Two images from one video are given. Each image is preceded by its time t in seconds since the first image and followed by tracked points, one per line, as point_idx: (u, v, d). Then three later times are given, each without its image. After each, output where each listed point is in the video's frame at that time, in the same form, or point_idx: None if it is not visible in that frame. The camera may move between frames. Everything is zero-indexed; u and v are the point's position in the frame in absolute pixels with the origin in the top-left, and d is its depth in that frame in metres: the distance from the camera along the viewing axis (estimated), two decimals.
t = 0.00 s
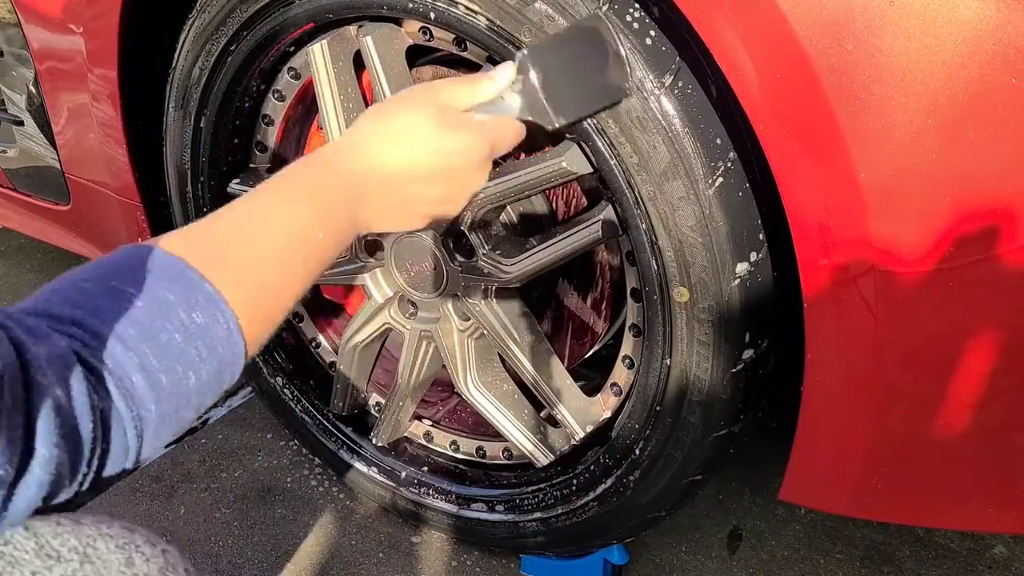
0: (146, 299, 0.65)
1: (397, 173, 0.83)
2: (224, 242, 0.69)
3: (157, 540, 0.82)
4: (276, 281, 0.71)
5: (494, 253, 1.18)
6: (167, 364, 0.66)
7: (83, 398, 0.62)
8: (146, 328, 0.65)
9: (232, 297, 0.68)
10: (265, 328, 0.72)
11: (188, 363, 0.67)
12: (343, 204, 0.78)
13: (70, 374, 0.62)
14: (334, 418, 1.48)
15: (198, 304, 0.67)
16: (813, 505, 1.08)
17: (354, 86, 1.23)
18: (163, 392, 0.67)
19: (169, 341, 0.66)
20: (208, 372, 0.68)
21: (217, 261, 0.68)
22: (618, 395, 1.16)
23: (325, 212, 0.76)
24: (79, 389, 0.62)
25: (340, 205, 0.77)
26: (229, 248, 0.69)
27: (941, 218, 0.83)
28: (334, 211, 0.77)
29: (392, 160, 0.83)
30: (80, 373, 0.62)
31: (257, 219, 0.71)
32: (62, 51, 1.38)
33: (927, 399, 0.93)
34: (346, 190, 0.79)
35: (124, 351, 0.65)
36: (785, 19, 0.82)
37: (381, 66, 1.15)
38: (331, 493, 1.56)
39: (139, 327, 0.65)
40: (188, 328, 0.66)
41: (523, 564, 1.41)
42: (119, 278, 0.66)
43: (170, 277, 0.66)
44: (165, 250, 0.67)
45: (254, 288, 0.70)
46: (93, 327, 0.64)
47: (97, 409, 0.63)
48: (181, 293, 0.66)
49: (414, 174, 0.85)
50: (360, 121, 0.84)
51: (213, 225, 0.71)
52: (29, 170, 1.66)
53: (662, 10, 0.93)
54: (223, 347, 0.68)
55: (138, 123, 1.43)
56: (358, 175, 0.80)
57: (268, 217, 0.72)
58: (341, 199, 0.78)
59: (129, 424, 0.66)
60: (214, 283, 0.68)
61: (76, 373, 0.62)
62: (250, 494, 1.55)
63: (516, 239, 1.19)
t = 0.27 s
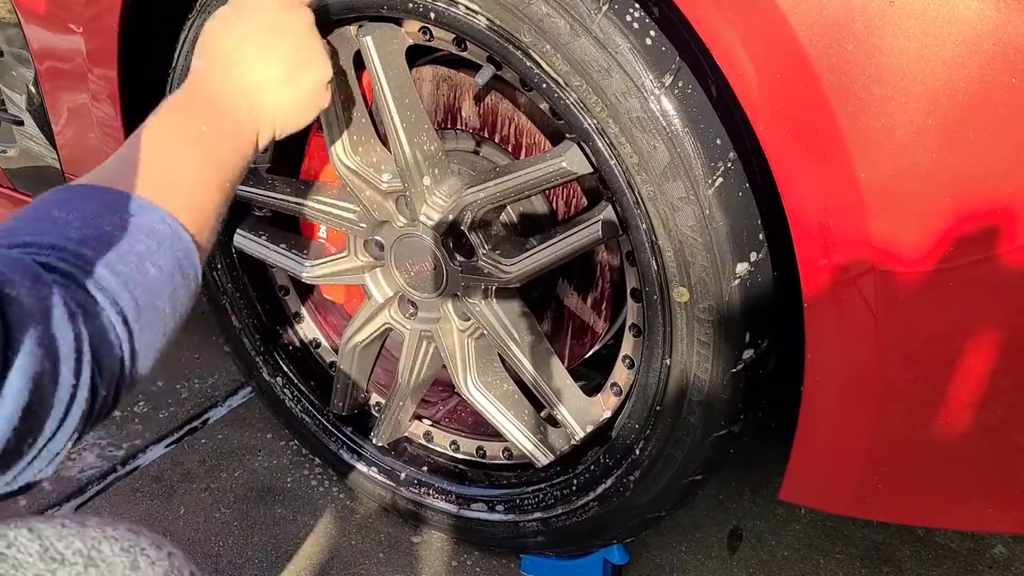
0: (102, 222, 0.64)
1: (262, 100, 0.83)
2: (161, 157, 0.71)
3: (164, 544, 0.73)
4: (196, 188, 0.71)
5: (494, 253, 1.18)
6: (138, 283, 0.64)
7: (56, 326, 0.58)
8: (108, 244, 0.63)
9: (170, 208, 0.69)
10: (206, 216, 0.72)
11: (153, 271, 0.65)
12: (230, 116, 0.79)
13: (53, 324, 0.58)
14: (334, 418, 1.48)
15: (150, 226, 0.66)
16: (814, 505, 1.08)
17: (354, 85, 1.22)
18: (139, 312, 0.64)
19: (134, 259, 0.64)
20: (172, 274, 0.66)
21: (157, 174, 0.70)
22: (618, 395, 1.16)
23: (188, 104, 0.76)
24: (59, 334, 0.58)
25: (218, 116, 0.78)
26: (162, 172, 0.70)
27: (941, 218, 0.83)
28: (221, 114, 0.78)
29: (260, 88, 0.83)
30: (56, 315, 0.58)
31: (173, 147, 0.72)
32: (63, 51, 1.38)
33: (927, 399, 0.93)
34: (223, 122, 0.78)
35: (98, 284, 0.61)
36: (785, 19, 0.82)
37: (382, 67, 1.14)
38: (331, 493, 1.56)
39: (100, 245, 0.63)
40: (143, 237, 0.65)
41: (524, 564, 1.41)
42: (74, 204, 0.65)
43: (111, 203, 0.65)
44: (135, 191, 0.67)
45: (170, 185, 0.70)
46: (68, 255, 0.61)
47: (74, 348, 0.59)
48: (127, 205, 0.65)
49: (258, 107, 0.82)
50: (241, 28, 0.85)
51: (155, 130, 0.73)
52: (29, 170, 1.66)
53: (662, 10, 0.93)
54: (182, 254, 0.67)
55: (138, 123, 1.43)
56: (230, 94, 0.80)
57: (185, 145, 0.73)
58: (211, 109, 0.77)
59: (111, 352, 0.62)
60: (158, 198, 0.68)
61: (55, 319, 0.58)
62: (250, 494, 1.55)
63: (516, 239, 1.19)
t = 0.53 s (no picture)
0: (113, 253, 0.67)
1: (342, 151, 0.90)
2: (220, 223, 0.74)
3: (144, 533, 0.70)
4: (246, 257, 0.75)
5: (494, 253, 1.18)
6: (146, 312, 0.67)
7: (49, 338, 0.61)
8: (124, 280, 0.66)
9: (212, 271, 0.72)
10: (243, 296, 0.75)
11: (168, 313, 0.68)
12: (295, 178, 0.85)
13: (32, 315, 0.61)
14: (334, 418, 1.48)
15: (176, 262, 0.69)
16: (813, 505, 1.08)
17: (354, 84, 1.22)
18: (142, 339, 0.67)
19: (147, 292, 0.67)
20: (190, 326, 0.69)
21: (210, 240, 0.73)
22: (618, 395, 1.16)
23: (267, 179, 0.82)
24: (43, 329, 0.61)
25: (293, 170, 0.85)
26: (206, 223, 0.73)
27: (941, 218, 0.83)
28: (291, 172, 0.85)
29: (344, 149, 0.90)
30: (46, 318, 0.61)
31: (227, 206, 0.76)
32: (62, 51, 1.38)
33: (927, 399, 0.93)
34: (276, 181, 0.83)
35: (93, 294, 0.65)
36: (786, 19, 0.82)
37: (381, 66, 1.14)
38: (331, 493, 1.56)
39: (116, 278, 0.66)
40: (166, 280, 0.68)
41: (524, 564, 1.41)
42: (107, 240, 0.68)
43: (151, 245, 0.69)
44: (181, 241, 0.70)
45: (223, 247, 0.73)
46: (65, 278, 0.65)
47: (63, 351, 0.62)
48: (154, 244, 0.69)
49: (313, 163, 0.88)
50: (330, 103, 0.94)
51: (200, 198, 0.76)
52: (29, 170, 1.66)
53: (662, 10, 0.93)
54: (202, 303, 0.70)
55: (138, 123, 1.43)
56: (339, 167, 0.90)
57: (241, 199, 0.78)
58: (294, 174, 0.85)
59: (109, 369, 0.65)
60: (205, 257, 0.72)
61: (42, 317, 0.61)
62: (250, 494, 1.55)
63: (516, 238, 1.19)
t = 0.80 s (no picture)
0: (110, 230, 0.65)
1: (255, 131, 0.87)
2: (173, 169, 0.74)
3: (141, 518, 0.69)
4: (192, 202, 0.72)
5: (494, 253, 1.18)
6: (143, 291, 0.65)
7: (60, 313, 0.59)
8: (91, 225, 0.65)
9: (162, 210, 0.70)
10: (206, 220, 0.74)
11: (139, 246, 0.66)
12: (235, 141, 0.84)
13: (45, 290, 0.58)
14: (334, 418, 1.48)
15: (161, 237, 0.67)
16: (813, 505, 1.08)
17: (354, 84, 1.22)
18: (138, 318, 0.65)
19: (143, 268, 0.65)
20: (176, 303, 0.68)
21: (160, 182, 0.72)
22: (618, 395, 1.16)
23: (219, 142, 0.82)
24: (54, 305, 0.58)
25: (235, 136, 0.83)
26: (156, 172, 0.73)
27: (941, 218, 0.83)
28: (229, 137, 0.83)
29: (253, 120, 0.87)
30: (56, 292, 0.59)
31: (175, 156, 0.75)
32: (62, 51, 1.38)
33: (927, 399, 0.93)
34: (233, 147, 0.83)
35: (101, 267, 0.63)
36: (786, 19, 0.82)
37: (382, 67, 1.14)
38: (331, 493, 1.56)
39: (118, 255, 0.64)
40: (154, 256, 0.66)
41: (524, 564, 1.42)
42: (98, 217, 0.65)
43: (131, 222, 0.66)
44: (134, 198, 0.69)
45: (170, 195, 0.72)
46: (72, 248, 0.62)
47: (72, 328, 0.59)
48: (143, 226, 0.67)
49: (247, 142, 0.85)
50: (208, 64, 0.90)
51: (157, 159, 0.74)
52: (29, 170, 1.66)
53: (662, 10, 0.93)
54: (168, 237, 0.68)
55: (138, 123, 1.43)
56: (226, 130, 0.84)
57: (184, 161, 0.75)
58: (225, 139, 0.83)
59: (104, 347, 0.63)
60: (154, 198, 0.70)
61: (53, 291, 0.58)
62: (250, 494, 1.55)
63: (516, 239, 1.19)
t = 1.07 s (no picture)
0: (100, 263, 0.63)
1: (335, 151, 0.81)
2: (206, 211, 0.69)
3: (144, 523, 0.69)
4: (239, 254, 0.69)
5: (494, 253, 1.18)
6: (126, 324, 0.62)
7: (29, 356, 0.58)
8: (98, 289, 0.62)
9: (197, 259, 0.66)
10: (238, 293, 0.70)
11: (147, 321, 0.63)
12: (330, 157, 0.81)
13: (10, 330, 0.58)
14: (334, 418, 1.48)
15: (159, 266, 0.64)
16: (813, 505, 1.08)
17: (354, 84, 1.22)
18: (119, 354, 0.62)
19: (128, 303, 0.62)
20: (177, 336, 0.65)
21: (210, 231, 0.68)
22: (618, 395, 1.16)
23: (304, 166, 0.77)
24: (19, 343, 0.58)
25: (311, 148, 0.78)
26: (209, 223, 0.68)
27: (941, 218, 0.83)
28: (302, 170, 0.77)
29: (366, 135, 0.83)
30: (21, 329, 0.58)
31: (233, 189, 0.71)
32: (62, 51, 1.38)
33: (927, 399, 0.93)
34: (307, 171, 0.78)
35: (87, 348, 0.61)
36: (786, 19, 0.82)
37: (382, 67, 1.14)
38: (331, 493, 1.56)
39: (93, 287, 0.62)
40: (147, 286, 0.63)
41: (523, 564, 1.42)
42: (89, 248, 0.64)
43: (127, 241, 0.64)
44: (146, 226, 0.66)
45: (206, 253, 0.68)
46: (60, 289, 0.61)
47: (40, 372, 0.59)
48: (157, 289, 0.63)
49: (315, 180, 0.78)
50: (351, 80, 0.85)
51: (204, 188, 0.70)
52: (29, 170, 1.66)
53: (662, 10, 0.93)
54: (189, 312, 0.65)
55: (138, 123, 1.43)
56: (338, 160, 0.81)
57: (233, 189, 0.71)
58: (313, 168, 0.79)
59: (82, 390, 0.61)
60: (182, 245, 0.66)
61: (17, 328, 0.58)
62: (250, 494, 1.55)
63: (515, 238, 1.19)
